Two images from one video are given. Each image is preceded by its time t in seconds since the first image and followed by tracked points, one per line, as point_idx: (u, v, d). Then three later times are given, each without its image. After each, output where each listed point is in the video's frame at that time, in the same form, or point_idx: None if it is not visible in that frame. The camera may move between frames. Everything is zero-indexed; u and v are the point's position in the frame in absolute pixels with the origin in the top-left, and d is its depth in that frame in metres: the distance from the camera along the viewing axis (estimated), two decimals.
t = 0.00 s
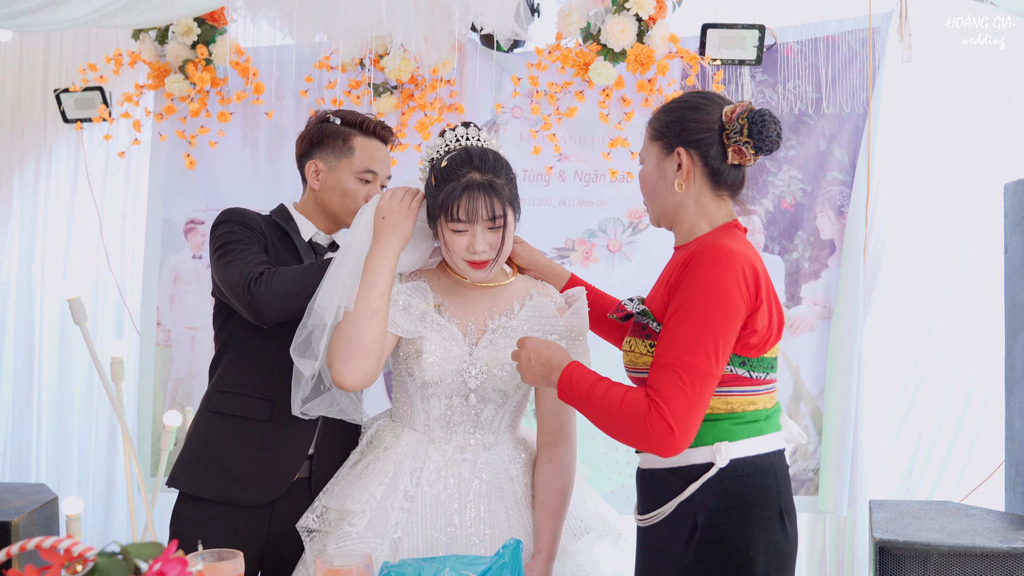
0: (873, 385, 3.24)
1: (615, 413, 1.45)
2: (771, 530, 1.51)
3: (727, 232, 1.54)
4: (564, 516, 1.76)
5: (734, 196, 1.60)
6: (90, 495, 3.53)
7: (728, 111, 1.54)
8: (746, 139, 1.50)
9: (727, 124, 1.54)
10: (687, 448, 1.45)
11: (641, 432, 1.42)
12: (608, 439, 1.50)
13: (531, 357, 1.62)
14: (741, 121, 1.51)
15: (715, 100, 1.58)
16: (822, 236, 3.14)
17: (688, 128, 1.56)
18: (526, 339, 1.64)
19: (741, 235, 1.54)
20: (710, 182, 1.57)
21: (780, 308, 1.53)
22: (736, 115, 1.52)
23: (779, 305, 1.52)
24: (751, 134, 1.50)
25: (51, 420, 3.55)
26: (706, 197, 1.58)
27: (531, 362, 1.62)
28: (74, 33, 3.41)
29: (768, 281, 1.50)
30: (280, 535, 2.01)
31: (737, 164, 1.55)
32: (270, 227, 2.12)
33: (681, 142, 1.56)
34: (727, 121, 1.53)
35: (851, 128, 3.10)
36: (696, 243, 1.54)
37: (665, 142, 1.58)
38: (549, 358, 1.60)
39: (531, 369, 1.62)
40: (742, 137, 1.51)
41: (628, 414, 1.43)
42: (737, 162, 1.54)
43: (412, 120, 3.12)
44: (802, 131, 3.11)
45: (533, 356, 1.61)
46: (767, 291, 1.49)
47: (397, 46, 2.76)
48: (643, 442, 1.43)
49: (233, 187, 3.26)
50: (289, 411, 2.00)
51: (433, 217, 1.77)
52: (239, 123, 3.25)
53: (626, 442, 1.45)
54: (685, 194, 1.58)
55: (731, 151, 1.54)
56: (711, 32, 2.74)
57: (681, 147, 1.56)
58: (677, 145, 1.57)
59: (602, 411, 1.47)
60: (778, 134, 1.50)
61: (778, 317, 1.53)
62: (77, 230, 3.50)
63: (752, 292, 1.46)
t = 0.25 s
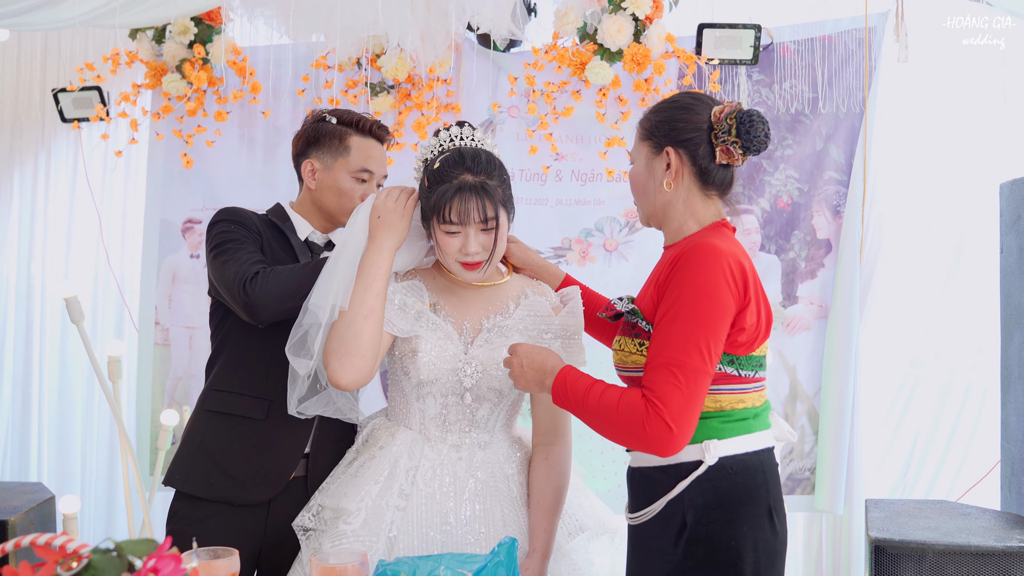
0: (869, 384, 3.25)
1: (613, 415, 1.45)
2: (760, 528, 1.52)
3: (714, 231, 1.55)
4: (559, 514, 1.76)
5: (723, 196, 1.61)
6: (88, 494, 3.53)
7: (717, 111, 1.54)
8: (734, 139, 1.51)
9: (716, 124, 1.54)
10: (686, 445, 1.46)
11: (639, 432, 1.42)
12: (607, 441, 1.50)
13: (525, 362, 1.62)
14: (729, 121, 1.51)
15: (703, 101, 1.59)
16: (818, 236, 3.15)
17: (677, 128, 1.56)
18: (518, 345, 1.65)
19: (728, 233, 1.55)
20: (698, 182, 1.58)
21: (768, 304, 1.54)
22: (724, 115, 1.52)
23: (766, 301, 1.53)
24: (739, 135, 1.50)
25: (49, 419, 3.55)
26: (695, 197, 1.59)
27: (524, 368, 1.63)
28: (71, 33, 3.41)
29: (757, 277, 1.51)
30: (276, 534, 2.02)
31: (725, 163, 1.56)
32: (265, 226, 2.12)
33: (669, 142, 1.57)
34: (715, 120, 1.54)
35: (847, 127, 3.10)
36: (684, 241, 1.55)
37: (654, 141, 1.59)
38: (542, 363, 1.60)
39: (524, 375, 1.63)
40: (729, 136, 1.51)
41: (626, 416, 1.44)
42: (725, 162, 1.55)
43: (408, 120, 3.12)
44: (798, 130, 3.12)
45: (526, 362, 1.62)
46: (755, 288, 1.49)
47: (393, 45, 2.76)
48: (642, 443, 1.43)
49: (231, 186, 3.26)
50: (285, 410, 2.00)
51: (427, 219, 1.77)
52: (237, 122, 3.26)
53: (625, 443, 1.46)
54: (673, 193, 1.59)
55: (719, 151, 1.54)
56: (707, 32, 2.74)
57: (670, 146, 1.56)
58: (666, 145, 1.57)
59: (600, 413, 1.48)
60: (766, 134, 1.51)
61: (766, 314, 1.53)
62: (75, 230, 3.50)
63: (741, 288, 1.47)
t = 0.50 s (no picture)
0: (868, 383, 3.25)
1: (614, 415, 1.46)
2: (757, 525, 1.53)
3: (708, 229, 1.56)
4: (558, 513, 1.77)
5: (717, 195, 1.62)
6: (88, 493, 3.54)
7: (711, 111, 1.55)
8: (728, 138, 1.52)
9: (710, 124, 1.55)
10: (687, 443, 1.46)
11: (641, 432, 1.43)
12: (609, 441, 1.51)
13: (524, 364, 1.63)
14: (723, 120, 1.52)
15: (697, 101, 1.59)
16: (817, 235, 3.15)
17: (671, 127, 1.57)
18: (515, 348, 1.67)
19: (722, 231, 1.55)
20: (693, 181, 1.58)
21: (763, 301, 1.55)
22: (718, 115, 1.53)
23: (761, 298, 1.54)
24: (733, 134, 1.51)
25: (50, 418, 3.56)
26: (690, 196, 1.59)
27: (521, 370, 1.64)
28: (71, 33, 3.42)
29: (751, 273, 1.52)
30: (276, 533, 2.02)
31: (719, 163, 1.57)
32: (265, 226, 2.13)
33: (664, 142, 1.57)
34: (710, 120, 1.55)
35: (845, 128, 3.11)
36: (679, 241, 1.55)
37: (648, 141, 1.60)
38: (540, 366, 1.61)
39: (521, 377, 1.64)
40: (724, 136, 1.52)
41: (627, 416, 1.44)
42: (720, 161, 1.56)
43: (408, 119, 3.13)
44: (797, 130, 3.13)
45: (523, 364, 1.63)
46: (750, 285, 1.50)
47: (393, 46, 2.77)
48: (646, 442, 1.43)
49: (231, 186, 3.27)
50: (284, 409, 2.01)
51: (425, 221, 1.78)
52: (236, 122, 3.26)
53: (628, 443, 1.46)
54: (668, 192, 1.59)
55: (713, 151, 1.55)
56: (706, 32, 2.75)
57: (664, 146, 1.57)
58: (661, 145, 1.58)
59: (601, 414, 1.48)
60: (760, 133, 1.52)
61: (761, 311, 1.54)
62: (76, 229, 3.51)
63: (736, 285, 1.48)
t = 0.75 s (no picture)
0: (867, 383, 3.26)
1: (614, 414, 1.46)
2: (758, 523, 1.54)
3: (707, 229, 1.56)
4: (556, 512, 1.77)
5: (716, 195, 1.62)
6: (89, 493, 3.54)
7: (710, 110, 1.56)
8: (727, 138, 1.52)
9: (709, 124, 1.55)
10: (687, 441, 1.47)
11: (641, 431, 1.43)
12: (609, 440, 1.51)
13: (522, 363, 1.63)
14: (722, 120, 1.53)
15: (696, 100, 1.60)
16: (816, 235, 3.16)
17: (670, 127, 1.57)
18: (514, 348, 1.67)
19: (721, 230, 1.56)
20: (692, 181, 1.59)
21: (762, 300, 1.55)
22: (717, 114, 1.54)
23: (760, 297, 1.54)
24: (732, 134, 1.52)
25: (50, 418, 3.56)
26: (688, 196, 1.60)
27: (520, 369, 1.64)
28: (71, 33, 3.42)
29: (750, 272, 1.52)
30: (275, 532, 2.03)
31: (718, 163, 1.57)
32: (265, 226, 2.13)
33: (663, 142, 1.58)
34: (708, 120, 1.55)
35: (844, 127, 3.12)
36: (678, 240, 1.56)
37: (647, 141, 1.60)
38: (539, 365, 1.62)
39: (520, 376, 1.65)
40: (723, 136, 1.52)
41: (627, 414, 1.45)
42: (718, 161, 1.56)
43: (407, 119, 3.13)
44: (795, 130, 3.13)
45: (522, 363, 1.63)
46: (749, 284, 1.51)
47: (391, 46, 2.78)
48: (646, 441, 1.44)
49: (230, 186, 3.27)
50: (283, 409, 2.01)
51: (422, 221, 1.79)
52: (236, 122, 3.27)
53: (628, 442, 1.47)
54: (667, 192, 1.60)
55: (712, 150, 1.56)
56: (705, 32, 2.75)
57: (663, 146, 1.57)
58: (659, 144, 1.58)
59: (601, 413, 1.49)
60: (759, 133, 1.52)
61: (760, 310, 1.55)
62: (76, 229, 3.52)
63: (735, 284, 1.48)
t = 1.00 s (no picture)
0: (865, 382, 3.26)
1: (617, 412, 1.47)
2: (760, 521, 1.54)
3: (708, 227, 1.56)
4: (555, 510, 1.78)
5: (717, 193, 1.63)
6: (89, 492, 3.55)
7: (710, 108, 1.56)
8: (729, 136, 1.53)
9: (709, 122, 1.56)
10: (691, 438, 1.47)
11: (644, 428, 1.44)
12: (612, 438, 1.52)
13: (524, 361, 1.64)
14: (724, 118, 1.54)
15: (697, 99, 1.60)
16: (815, 234, 3.16)
17: (671, 126, 1.58)
18: (514, 346, 1.68)
19: (723, 229, 1.56)
20: (693, 179, 1.59)
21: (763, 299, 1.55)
22: (718, 112, 1.54)
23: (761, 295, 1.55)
24: (733, 132, 1.53)
25: (50, 417, 3.57)
26: (690, 195, 1.60)
27: (521, 367, 1.65)
28: (71, 32, 3.43)
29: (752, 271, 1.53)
30: (275, 530, 2.03)
31: (719, 161, 1.58)
32: (265, 225, 2.14)
33: (664, 140, 1.58)
34: (709, 119, 1.56)
35: (843, 127, 3.12)
36: (679, 238, 1.56)
37: (647, 139, 1.61)
38: (540, 363, 1.62)
39: (521, 375, 1.65)
40: (724, 134, 1.53)
41: (631, 412, 1.45)
42: (719, 159, 1.57)
43: (406, 119, 3.14)
44: (794, 130, 3.14)
45: (523, 362, 1.64)
46: (751, 282, 1.51)
47: (391, 45, 2.78)
48: (649, 439, 1.44)
49: (230, 186, 3.28)
50: (282, 407, 2.02)
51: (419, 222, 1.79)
52: (236, 122, 3.27)
53: (632, 439, 1.47)
54: (668, 190, 1.60)
55: (713, 149, 1.56)
56: (704, 31, 2.76)
57: (664, 144, 1.58)
58: (661, 143, 1.59)
59: (603, 411, 1.49)
60: (760, 131, 1.53)
61: (762, 308, 1.55)
62: (76, 229, 3.52)
63: (737, 282, 1.48)
